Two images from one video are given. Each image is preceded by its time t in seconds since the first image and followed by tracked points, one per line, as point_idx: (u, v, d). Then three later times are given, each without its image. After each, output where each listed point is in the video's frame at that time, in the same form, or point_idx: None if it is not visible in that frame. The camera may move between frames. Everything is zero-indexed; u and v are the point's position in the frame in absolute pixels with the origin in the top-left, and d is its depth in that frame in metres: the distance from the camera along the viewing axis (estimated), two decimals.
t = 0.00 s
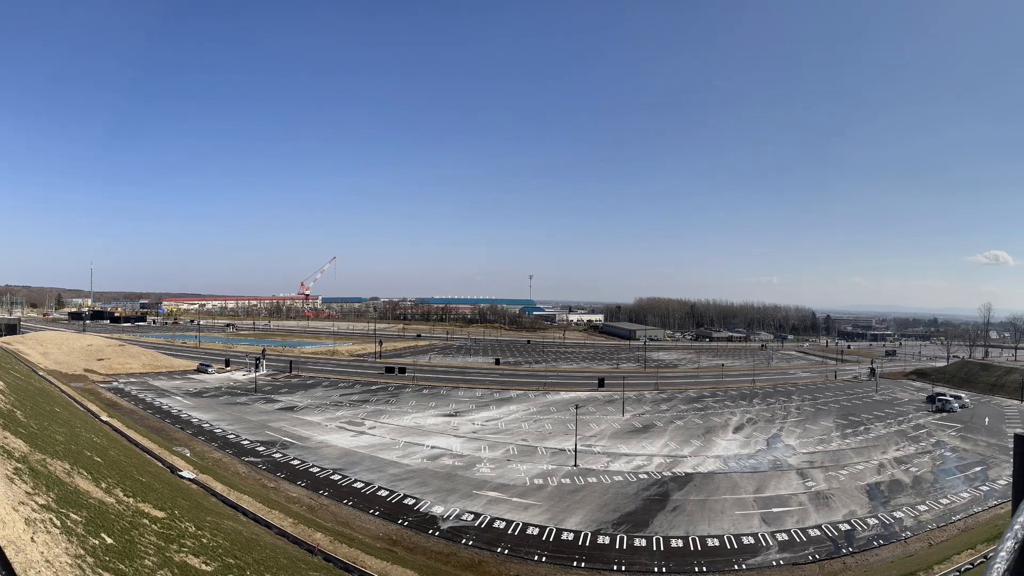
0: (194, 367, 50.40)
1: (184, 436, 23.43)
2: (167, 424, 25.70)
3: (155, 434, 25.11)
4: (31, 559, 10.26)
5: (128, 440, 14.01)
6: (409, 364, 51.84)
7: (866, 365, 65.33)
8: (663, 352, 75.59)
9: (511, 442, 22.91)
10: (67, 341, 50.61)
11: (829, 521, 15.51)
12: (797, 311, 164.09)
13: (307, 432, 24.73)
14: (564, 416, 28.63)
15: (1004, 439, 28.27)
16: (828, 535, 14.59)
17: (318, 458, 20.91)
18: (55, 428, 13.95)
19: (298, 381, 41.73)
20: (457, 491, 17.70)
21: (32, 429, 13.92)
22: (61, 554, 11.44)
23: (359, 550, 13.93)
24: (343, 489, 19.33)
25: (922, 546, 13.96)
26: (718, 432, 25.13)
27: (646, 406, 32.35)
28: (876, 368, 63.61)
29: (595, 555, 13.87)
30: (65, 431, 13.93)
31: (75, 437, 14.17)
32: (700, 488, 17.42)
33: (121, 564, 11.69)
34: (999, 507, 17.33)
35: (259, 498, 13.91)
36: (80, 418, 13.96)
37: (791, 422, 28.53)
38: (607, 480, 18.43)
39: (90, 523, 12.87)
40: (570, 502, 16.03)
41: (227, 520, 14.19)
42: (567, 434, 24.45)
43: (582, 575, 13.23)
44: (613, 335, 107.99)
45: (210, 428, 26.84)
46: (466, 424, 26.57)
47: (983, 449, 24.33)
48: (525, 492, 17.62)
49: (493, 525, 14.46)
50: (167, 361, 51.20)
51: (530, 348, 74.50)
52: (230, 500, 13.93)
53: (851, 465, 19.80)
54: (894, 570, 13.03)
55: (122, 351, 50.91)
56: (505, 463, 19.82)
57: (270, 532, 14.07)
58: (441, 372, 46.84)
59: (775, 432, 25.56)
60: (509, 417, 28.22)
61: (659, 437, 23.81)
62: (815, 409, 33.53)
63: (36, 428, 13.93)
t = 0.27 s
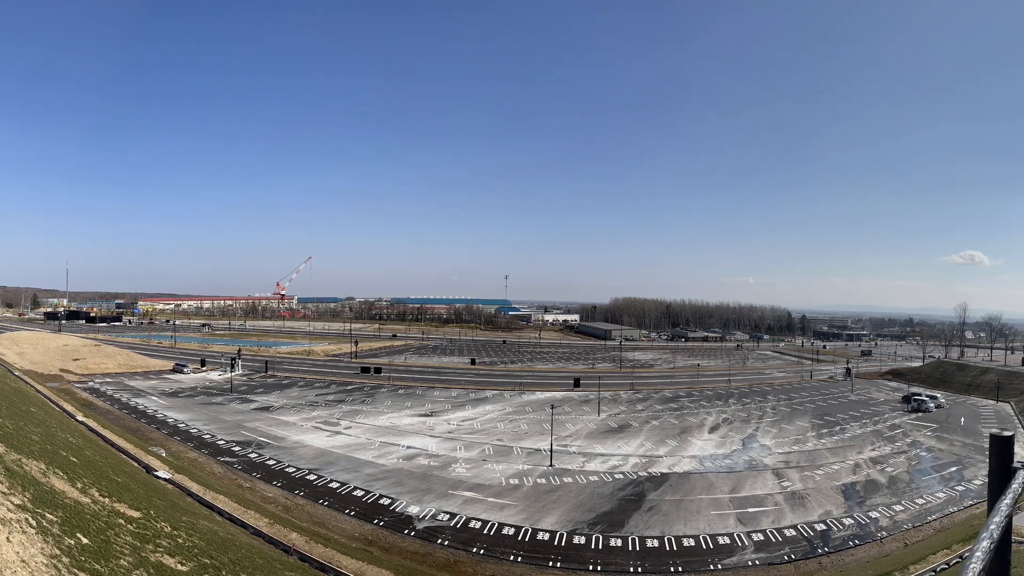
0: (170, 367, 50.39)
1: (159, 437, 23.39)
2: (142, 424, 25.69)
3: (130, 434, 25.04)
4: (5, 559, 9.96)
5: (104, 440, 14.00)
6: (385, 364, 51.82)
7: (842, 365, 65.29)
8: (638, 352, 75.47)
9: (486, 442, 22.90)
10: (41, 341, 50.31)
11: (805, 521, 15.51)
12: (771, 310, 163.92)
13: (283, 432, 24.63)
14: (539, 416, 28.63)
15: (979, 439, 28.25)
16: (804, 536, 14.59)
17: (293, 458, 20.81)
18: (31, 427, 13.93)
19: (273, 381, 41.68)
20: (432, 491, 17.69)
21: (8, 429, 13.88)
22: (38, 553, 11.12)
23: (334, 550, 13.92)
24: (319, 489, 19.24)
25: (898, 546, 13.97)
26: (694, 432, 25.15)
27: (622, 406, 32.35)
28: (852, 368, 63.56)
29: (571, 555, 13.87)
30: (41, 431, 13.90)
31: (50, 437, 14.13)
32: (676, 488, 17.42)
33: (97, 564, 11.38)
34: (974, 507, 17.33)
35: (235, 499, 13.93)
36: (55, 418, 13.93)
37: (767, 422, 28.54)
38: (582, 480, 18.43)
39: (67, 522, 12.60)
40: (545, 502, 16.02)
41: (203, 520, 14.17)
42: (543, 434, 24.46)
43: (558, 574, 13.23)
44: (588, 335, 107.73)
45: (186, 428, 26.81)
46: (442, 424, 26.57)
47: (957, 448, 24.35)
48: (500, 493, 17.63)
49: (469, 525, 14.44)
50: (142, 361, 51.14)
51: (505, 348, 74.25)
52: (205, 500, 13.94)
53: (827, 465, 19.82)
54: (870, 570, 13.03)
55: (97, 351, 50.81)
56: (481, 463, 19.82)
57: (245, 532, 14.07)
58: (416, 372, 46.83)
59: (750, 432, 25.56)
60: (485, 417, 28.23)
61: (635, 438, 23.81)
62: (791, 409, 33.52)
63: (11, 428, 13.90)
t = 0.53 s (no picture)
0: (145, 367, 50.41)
1: (135, 437, 23.35)
2: (118, 424, 25.70)
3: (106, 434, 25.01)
4: None
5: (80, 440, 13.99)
6: (360, 364, 51.83)
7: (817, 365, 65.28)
8: (614, 352, 75.41)
9: (462, 442, 22.90)
10: (15, 342, 50.01)
11: (781, 521, 15.51)
12: (748, 310, 163.59)
13: (258, 432, 24.54)
14: (515, 416, 28.63)
15: (954, 439, 28.26)
16: (780, 536, 14.59)
17: (269, 458, 20.71)
18: (6, 428, 13.91)
19: (249, 381, 41.65)
20: (407, 491, 17.68)
21: None
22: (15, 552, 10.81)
23: (310, 550, 13.92)
24: (294, 489, 19.15)
25: (873, 546, 13.97)
26: (670, 432, 25.16)
27: (598, 406, 32.37)
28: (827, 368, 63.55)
29: (546, 555, 13.87)
30: (16, 432, 13.91)
31: (26, 437, 14.07)
32: (651, 488, 17.43)
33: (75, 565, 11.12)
34: (949, 507, 17.34)
35: (211, 499, 13.94)
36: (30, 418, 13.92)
37: (742, 422, 28.55)
38: (558, 480, 18.45)
39: (43, 522, 12.29)
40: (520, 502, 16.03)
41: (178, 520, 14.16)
42: (518, 434, 24.46)
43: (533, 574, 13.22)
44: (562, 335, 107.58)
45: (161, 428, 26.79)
46: (418, 424, 26.58)
47: (933, 448, 24.36)
48: (475, 492, 17.63)
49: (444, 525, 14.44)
50: (117, 361, 51.08)
51: (480, 348, 74.18)
52: (180, 500, 13.92)
53: (803, 465, 19.83)
54: (845, 570, 13.03)
55: (73, 351, 50.73)
56: (456, 463, 19.83)
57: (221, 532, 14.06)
58: (392, 372, 46.82)
59: (726, 432, 25.56)
60: (460, 417, 28.25)
61: (611, 438, 23.81)
62: (767, 410, 33.51)
63: None
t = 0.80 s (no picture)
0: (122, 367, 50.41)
1: (110, 437, 23.27)
2: (93, 424, 25.70)
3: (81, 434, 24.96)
4: None
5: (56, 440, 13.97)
6: (336, 364, 51.83)
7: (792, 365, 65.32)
8: (590, 352, 75.44)
9: (438, 442, 22.88)
10: None
11: (757, 521, 15.53)
12: (724, 311, 163.28)
13: (234, 432, 24.47)
14: (490, 416, 28.60)
15: (929, 439, 28.26)
16: (756, 536, 14.58)
17: (245, 458, 20.58)
18: None
19: (225, 381, 41.62)
20: (383, 491, 17.67)
21: None
22: None
23: (287, 550, 13.93)
24: (270, 489, 19.05)
25: (849, 546, 13.98)
26: (646, 432, 25.15)
27: (574, 406, 32.36)
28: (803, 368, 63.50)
29: (522, 555, 13.88)
30: None
31: None
32: (627, 488, 17.43)
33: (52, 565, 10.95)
34: (925, 507, 17.38)
35: (187, 498, 13.98)
36: (6, 420, 13.90)
37: (718, 422, 28.53)
38: (533, 480, 18.45)
39: (17, 523, 12.00)
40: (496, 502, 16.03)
41: (154, 521, 14.18)
42: (493, 434, 24.45)
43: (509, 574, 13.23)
44: (539, 335, 107.62)
45: (137, 428, 26.73)
46: (393, 424, 26.57)
47: (909, 448, 24.35)
48: (451, 492, 17.62)
49: (420, 525, 14.43)
50: (93, 361, 51.05)
51: (455, 348, 74.07)
52: (156, 500, 13.94)
53: (779, 465, 19.84)
54: (821, 571, 13.03)
55: (48, 351, 50.72)
56: (432, 463, 19.83)
57: (197, 532, 14.07)
58: (367, 372, 46.81)
59: (702, 432, 25.53)
60: (436, 417, 28.24)
61: (586, 438, 23.80)
62: (743, 409, 33.48)
63: None
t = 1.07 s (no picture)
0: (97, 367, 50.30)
1: (86, 437, 23.27)
2: (69, 424, 25.71)
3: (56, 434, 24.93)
4: None
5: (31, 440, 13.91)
6: (312, 364, 51.85)
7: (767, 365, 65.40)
8: (566, 352, 75.53)
9: (414, 442, 22.90)
10: None
11: (732, 521, 15.56)
12: (702, 312, 162.92)
13: (210, 432, 24.41)
14: (465, 416, 28.63)
15: (904, 439, 28.31)
16: (731, 536, 14.60)
17: (220, 458, 20.50)
18: None
19: (200, 381, 41.60)
20: (359, 491, 17.66)
21: None
22: None
23: (262, 550, 13.93)
24: (246, 489, 18.96)
25: (824, 546, 13.98)
26: (621, 432, 25.16)
27: (549, 406, 32.37)
28: (779, 368, 63.46)
29: (497, 555, 13.88)
30: None
31: None
32: (602, 488, 17.44)
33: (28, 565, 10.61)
34: (900, 507, 17.44)
35: (162, 499, 14.04)
36: None
37: (693, 422, 28.53)
38: (508, 480, 18.48)
39: None
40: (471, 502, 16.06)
41: (129, 521, 14.23)
42: (469, 434, 24.48)
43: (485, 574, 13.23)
44: (516, 335, 107.55)
45: (113, 428, 26.71)
46: (369, 424, 26.57)
47: (884, 448, 24.36)
48: (427, 492, 17.63)
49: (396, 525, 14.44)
50: (68, 361, 50.93)
51: (431, 348, 74.03)
52: (132, 500, 13.99)
53: (754, 465, 19.87)
54: (796, 570, 13.05)
55: (22, 351, 50.52)
56: (407, 463, 19.85)
57: (172, 533, 14.09)
58: (343, 372, 46.85)
59: (678, 432, 25.54)
60: (411, 417, 28.28)
61: (562, 438, 23.83)
62: (718, 409, 33.51)
63: None
